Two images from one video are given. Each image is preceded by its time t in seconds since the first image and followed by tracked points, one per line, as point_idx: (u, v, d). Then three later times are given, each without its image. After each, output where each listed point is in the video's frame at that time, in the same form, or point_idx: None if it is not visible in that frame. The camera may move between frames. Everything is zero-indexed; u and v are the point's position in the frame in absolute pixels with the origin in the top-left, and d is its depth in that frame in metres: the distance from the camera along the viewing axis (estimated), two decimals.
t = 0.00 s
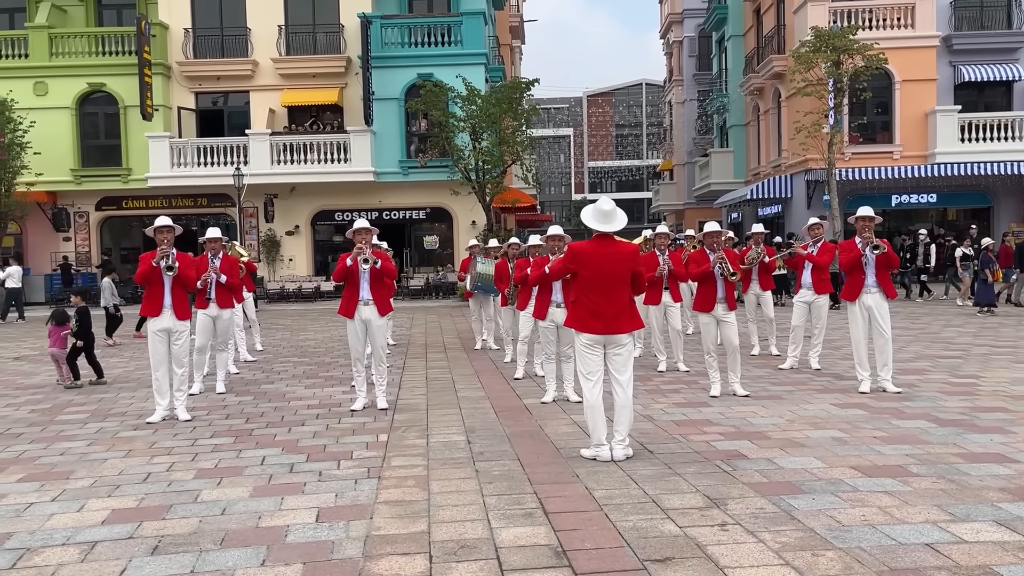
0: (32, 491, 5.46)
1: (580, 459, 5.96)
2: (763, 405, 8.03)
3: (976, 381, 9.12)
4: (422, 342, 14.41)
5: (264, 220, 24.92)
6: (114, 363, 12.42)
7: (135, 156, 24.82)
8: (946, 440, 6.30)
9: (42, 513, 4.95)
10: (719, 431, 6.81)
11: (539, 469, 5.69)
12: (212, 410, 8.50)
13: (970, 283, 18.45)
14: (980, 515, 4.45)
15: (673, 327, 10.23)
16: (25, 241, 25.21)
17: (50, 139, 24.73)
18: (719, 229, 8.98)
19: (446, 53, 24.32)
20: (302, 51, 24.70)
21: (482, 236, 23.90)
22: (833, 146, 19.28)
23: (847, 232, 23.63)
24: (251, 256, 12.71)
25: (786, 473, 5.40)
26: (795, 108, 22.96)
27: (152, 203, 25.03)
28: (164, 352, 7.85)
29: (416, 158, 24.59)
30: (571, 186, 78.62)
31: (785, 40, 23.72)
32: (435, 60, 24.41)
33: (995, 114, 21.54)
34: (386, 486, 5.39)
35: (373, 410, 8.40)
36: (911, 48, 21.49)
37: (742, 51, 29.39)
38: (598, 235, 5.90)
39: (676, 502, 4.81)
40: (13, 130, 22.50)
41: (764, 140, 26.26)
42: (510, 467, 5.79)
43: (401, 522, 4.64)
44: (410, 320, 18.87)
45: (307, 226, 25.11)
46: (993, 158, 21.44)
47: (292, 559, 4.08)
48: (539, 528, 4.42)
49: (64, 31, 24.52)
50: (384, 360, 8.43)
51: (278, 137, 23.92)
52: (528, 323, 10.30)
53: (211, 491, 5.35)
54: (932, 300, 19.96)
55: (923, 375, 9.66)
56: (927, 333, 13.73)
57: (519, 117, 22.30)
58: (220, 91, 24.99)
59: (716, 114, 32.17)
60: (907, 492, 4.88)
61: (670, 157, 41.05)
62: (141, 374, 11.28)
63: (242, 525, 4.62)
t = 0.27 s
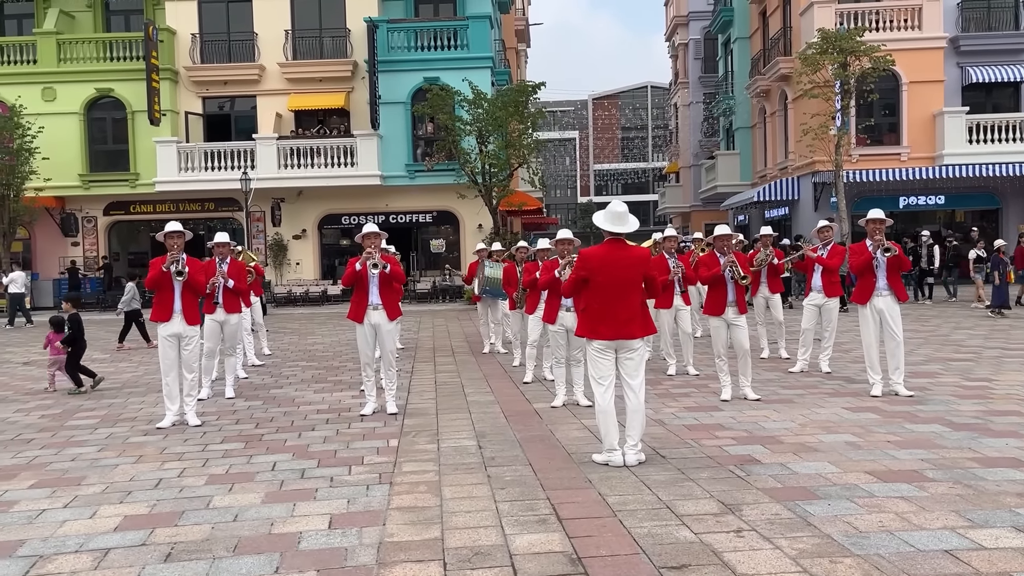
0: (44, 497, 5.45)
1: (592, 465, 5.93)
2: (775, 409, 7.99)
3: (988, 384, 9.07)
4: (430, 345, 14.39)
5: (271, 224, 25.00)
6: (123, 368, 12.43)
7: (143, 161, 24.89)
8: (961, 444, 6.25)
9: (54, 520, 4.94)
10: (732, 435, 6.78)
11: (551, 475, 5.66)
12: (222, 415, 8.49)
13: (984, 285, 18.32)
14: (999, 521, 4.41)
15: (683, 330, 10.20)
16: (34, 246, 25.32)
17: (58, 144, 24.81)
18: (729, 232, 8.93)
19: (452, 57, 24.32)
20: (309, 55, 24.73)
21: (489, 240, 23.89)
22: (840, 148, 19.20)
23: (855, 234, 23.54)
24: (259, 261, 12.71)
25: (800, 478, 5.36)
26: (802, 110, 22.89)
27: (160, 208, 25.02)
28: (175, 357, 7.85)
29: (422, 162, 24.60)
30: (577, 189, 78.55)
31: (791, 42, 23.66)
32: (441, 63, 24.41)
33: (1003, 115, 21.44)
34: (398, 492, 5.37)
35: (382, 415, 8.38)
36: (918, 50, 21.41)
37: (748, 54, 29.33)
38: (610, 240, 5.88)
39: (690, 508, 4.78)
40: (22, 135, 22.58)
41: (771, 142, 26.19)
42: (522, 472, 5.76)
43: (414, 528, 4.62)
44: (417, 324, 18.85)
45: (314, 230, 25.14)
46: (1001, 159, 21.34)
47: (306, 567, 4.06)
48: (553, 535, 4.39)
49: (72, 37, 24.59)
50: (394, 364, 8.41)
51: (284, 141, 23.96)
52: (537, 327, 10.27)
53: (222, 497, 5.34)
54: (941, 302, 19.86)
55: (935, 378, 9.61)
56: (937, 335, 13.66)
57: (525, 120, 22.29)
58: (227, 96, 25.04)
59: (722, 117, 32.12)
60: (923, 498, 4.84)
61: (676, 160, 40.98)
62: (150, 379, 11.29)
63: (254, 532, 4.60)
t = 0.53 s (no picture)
0: (52, 500, 5.45)
1: (601, 466, 5.91)
2: (783, 409, 7.96)
3: (997, 384, 9.03)
4: (436, 347, 14.38)
5: (276, 226, 25.00)
6: (129, 371, 12.44)
7: (147, 164, 24.92)
8: (971, 445, 6.21)
9: (63, 523, 4.93)
10: (740, 436, 6.75)
11: (560, 476, 5.64)
12: (229, 417, 8.49)
13: (997, 285, 18.19)
14: (1012, 521, 4.38)
15: (690, 331, 10.16)
16: (39, 249, 25.39)
17: (63, 148, 24.86)
18: (736, 232, 8.91)
19: (456, 59, 24.32)
20: (312, 58, 24.75)
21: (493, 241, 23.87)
22: (845, 148, 19.16)
23: (860, 234, 23.49)
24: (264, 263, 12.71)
25: (810, 479, 5.33)
26: (806, 110, 22.85)
27: (164, 211, 25.11)
28: (181, 360, 7.84)
29: (426, 163, 24.59)
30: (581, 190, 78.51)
31: (795, 42, 23.62)
32: (444, 65, 24.41)
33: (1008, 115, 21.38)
34: (407, 493, 5.35)
35: (389, 417, 8.37)
36: (923, 49, 21.36)
37: (752, 54, 29.30)
38: (619, 241, 5.88)
39: (701, 509, 4.76)
40: (27, 139, 22.62)
41: (775, 142, 26.15)
42: (531, 474, 5.74)
43: (424, 530, 4.60)
44: (422, 326, 18.84)
45: (319, 232, 25.15)
46: (1007, 159, 21.27)
47: (316, 568, 4.04)
48: (564, 536, 4.38)
49: (76, 40, 24.64)
50: (401, 366, 8.39)
51: (288, 144, 23.97)
52: (543, 328, 10.24)
53: (231, 499, 5.32)
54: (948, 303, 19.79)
55: (943, 378, 9.57)
56: (944, 335, 13.61)
57: (529, 122, 22.28)
58: (231, 98, 25.07)
59: (726, 117, 32.08)
60: (935, 498, 4.81)
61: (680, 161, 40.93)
62: (156, 381, 11.29)
63: (263, 534, 4.59)
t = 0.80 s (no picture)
0: (55, 503, 5.44)
1: (605, 467, 5.90)
2: (787, 410, 7.94)
3: (1002, 384, 9.00)
4: (438, 349, 14.37)
5: (277, 229, 24.96)
6: (132, 373, 12.44)
7: (148, 167, 24.94)
8: (976, 445, 6.19)
9: (66, 526, 4.93)
10: (745, 437, 6.73)
11: (564, 477, 5.63)
12: (232, 420, 8.47)
13: (1004, 285, 18.12)
14: (1019, 522, 4.36)
15: (694, 332, 10.14)
16: (40, 253, 25.37)
17: (64, 151, 24.88)
18: (739, 232, 8.90)
19: (457, 60, 24.32)
20: (313, 60, 24.75)
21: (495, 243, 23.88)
22: (846, 148, 19.14)
23: (862, 234, 23.46)
24: (265, 265, 12.72)
25: (815, 480, 5.31)
26: (807, 111, 22.84)
27: (165, 214, 25.13)
28: (184, 362, 7.83)
29: (427, 165, 24.58)
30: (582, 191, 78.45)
31: (796, 42, 23.61)
32: (445, 67, 24.41)
33: (1009, 114, 21.35)
34: (411, 495, 5.34)
35: (392, 419, 8.35)
36: (924, 49, 21.34)
37: (753, 54, 29.31)
38: (624, 238, 5.84)
39: (706, 511, 4.74)
40: (28, 142, 22.63)
41: (776, 143, 26.13)
42: (535, 475, 5.73)
43: (429, 532, 4.59)
44: (424, 327, 18.84)
45: (320, 234, 25.14)
46: (1009, 158, 21.24)
47: (321, 571, 4.03)
48: (569, 538, 4.36)
49: (77, 43, 24.66)
50: (403, 368, 8.39)
51: (290, 146, 23.97)
52: (545, 329, 10.22)
53: (234, 502, 5.31)
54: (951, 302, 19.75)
55: (947, 378, 9.54)
56: (946, 335, 13.59)
57: (531, 123, 22.27)
58: (232, 101, 25.08)
59: (727, 118, 32.07)
60: (941, 499, 4.79)
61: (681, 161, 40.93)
62: (158, 384, 11.29)
63: (267, 537, 4.58)
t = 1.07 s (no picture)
0: (56, 505, 5.43)
1: (607, 467, 5.89)
2: (788, 409, 7.92)
3: (1004, 383, 8.98)
4: (439, 349, 14.36)
5: (278, 229, 24.96)
6: (132, 375, 12.44)
7: (149, 168, 24.94)
8: (979, 444, 6.17)
9: (67, 528, 4.92)
10: (746, 437, 6.71)
11: (566, 478, 5.61)
12: (233, 421, 8.46)
13: (1007, 283, 18.09)
14: (1023, 521, 4.35)
15: (695, 331, 10.12)
16: (41, 255, 25.37)
17: (65, 152, 24.88)
18: (740, 232, 8.90)
19: (457, 60, 24.31)
20: (313, 60, 24.76)
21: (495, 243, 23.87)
22: (847, 147, 19.13)
23: (863, 233, 23.45)
24: (266, 266, 12.72)
25: (818, 480, 5.30)
26: (807, 110, 22.83)
27: (166, 215, 25.13)
28: (185, 364, 7.82)
29: (427, 165, 24.57)
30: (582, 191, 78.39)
31: (796, 42, 23.60)
32: (445, 67, 24.40)
33: (1010, 113, 21.33)
34: (413, 497, 5.33)
35: (393, 420, 8.34)
36: (924, 48, 21.32)
37: (753, 54, 29.29)
38: (625, 235, 5.82)
39: (708, 511, 4.73)
40: (29, 144, 22.64)
41: (777, 142, 26.11)
42: (536, 476, 5.72)
43: (430, 533, 4.58)
44: (425, 328, 18.83)
45: (321, 235, 25.14)
46: (1010, 156, 21.21)
47: (322, 573, 4.02)
48: (571, 539, 4.36)
49: (77, 45, 24.66)
50: (404, 369, 8.38)
51: (290, 146, 23.97)
52: (546, 330, 10.21)
53: (235, 504, 5.30)
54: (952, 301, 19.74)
55: (949, 377, 9.52)
56: (948, 334, 13.57)
57: (531, 123, 22.26)
58: (232, 102, 25.07)
59: (728, 117, 32.07)
60: (944, 498, 4.78)
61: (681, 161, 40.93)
62: (159, 386, 11.28)
63: (269, 538, 4.57)
